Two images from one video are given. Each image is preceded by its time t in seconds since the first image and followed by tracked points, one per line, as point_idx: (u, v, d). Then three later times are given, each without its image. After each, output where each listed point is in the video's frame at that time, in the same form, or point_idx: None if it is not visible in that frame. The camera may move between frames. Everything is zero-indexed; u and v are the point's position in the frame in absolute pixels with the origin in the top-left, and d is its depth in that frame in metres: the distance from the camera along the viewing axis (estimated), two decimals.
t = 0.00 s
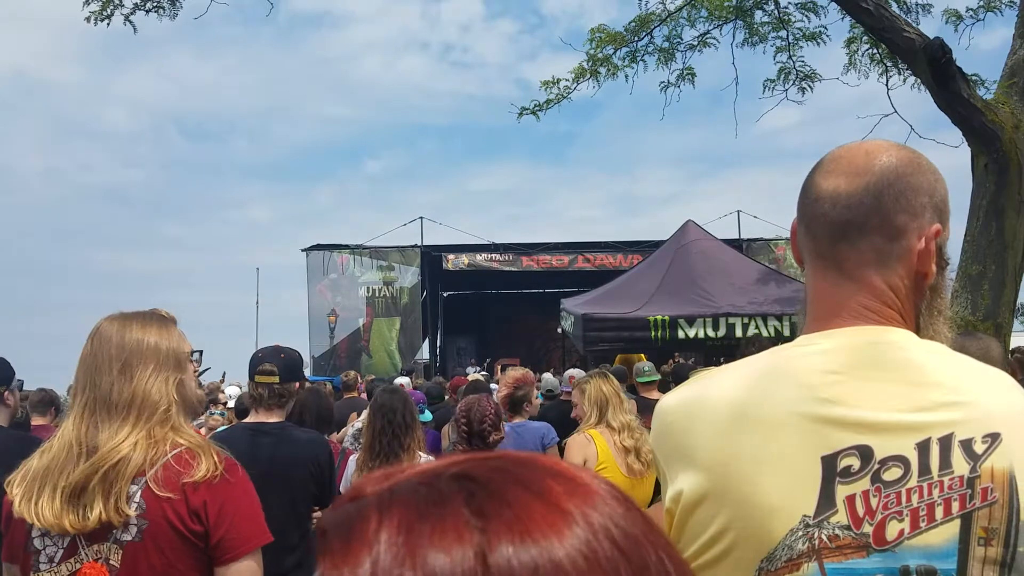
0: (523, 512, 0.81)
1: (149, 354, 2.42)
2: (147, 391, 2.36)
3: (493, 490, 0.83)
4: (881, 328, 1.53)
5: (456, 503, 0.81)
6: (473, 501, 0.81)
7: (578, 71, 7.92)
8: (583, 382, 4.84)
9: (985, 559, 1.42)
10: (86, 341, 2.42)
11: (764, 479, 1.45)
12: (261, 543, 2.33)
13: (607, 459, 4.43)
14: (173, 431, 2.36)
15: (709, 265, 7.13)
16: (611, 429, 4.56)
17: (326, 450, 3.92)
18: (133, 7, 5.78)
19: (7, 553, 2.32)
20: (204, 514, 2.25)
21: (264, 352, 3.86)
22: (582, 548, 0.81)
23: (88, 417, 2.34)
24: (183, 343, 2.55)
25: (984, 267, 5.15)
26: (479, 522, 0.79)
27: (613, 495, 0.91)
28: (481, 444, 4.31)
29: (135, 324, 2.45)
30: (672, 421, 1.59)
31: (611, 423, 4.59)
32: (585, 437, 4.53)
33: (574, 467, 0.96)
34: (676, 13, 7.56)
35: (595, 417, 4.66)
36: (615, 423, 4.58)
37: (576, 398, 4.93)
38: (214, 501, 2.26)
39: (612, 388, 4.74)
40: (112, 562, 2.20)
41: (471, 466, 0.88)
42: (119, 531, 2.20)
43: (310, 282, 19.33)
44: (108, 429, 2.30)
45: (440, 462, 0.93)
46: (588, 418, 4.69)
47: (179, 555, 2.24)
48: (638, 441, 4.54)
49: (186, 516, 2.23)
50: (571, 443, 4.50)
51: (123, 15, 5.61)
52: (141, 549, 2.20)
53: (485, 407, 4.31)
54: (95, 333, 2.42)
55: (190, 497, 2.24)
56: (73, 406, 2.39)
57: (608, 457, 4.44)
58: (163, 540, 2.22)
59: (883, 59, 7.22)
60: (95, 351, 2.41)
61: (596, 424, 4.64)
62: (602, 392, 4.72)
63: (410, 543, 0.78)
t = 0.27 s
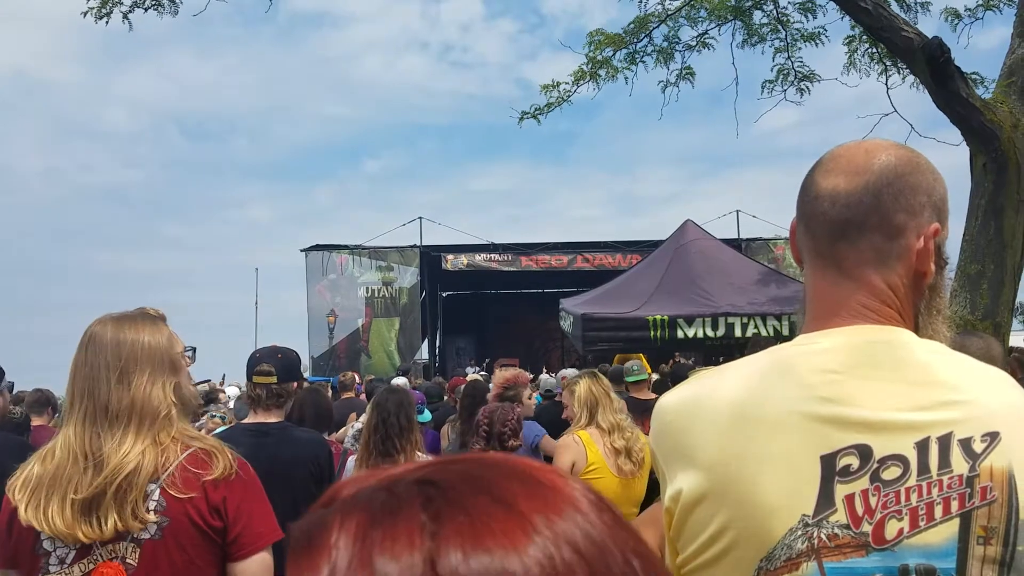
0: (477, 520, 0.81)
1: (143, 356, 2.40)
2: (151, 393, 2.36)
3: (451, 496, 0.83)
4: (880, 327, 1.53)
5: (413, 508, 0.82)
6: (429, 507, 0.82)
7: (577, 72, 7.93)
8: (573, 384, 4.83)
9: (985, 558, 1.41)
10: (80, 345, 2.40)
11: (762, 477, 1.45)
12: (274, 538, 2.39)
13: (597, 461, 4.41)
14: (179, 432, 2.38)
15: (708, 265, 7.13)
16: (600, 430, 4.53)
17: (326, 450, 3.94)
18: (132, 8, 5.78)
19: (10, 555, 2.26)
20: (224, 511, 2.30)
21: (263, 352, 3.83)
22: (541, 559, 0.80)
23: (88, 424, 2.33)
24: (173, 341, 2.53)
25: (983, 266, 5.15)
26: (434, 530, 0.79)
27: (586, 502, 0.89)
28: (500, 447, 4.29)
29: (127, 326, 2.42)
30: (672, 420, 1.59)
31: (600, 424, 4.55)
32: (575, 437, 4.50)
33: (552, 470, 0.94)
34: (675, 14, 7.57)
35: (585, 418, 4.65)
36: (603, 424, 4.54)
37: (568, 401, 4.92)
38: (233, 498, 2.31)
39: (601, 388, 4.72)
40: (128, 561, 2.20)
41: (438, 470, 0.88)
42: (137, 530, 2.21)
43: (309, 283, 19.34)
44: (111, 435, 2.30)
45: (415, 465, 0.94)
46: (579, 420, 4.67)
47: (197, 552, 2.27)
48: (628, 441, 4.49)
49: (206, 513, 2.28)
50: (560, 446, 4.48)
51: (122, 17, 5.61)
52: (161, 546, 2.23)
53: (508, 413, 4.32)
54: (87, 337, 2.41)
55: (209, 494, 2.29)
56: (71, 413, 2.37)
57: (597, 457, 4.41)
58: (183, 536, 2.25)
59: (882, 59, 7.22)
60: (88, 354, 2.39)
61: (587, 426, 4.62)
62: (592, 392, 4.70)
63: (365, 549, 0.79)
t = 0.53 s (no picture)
0: (458, 526, 0.81)
1: (147, 356, 2.40)
2: (157, 393, 2.36)
3: (431, 504, 0.82)
4: (878, 331, 1.53)
5: (392, 517, 0.81)
6: (409, 515, 0.81)
7: (574, 75, 7.93)
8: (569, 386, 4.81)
9: (982, 561, 1.41)
10: (81, 346, 2.39)
11: (758, 480, 1.45)
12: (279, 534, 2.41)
13: (593, 467, 4.39)
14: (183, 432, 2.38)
15: (706, 268, 7.13)
16: (595, 434, 4.53)
17: (324, 454, 3.93)
18: (129, 11, 5.78)
19: (11, 559, 2.23)
20: (232, 508, 2.31)
21: (257, 356, 3.83)
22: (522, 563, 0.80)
23: (92, 421, 2.31)
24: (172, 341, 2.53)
25: (981, 269, 5.16)
26: (413, 537, 0.79)
27: (566, 507, 0.90)
28: (490, 455, 4.30)
29: (129, 327, 2.42)
30: (670, 423, 1.59)
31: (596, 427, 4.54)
32: (569, 442, 4.47)
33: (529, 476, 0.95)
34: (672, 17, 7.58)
35: (580, 421, 4.62)
36: (598, 428, 4.53)
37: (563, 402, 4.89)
38: (241, 495, 2.33)
39: (596, 391, 4.69)
40: (138, 561, 2.20)
41: (417, 479, 0.88)
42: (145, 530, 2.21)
43: (307, 286, 19.32)
44: (116, 433, 2.29)
45: (393, 474, 0.94)
46: (574, 423, 4.64)
47: (205, 549, 2.28)
48: (622, 445, 4.50)
49: (214, 511, 2.29)
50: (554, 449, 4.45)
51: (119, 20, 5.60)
52: (170, 545, 2.23)
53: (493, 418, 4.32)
54: (87, 340, 2.40)
55: (217, 492, 2.30)
56: (72, 413, 2.34)
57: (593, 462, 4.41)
58: (192, 534, 2.26)
59: (879, 62, 7.23)
60: (90, 354, 2.37)
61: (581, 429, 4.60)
62: (586, 395, 4.67)
63: (342, 559, 0.79)
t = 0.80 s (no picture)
0: (394, 551, 0.80)
1: (158, 371, 2.46)
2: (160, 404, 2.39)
3: (367, 526, 0.82)
4: (871, 338, 1.54)
5: (330, 534, 0.82)
6: (344, 536, 0.81)
7: (569, 78, 7.94)
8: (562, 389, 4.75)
9: (975, 569, 1.42)
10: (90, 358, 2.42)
11: (750, 488, 1.46)
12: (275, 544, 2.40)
13: (584, 471, 4.40)
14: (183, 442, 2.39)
15: (701, 271, 7.15)
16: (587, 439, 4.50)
17: (317, 459, 3.90)
18: (124, 15, 5.77)
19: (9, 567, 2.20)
20: (227, 519, 2.30)
21: (247, 362, 3.83)
22: None
23: (95, 426, 2.32)
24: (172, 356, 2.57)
25: (975, 273, 5.19)
26: (347, 555, 0.79)
27: (526, 542, 0.87)
28: (487, 462, 4.29)
29: (140, 347, 2.47)
30: (663, 430, 1.59)
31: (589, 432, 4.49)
32: (562, 447, 4.47)
33: (501, 500, 0.93)
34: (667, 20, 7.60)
35: (573, 426, 4.57)
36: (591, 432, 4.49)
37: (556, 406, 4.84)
38: (236, 506, 2.32)
39: (590, 395, 4.63)
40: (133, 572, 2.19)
41: (371, 495, 0.89)
42: (142, 540, 2.21)
43: (303, 290, 19.28)
44: (119, 436, 2.30)
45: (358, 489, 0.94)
46: (566, 427, 4.58)
47: (200, 561, 2.27)
48: (615, 452, 4.48)
49: (209, 522, 2.28)
50: (547, 455, 4.45)
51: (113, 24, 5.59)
52: (166, 556, 2.22)
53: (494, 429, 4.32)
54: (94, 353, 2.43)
55: (213, 503, 2.29)
56: (74, 420, 2.34)
57: (585, 468, 4.41)
58: (187, 545, 2.25)
59: (873, 65, 7.26)
60: (98, 366, 2.41)
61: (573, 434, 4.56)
62: (580, 400, 4.61)
63: None
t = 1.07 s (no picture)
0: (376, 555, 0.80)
1: (149, 370, 2.40)
2: (154, 406, 2.37)
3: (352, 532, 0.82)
4: (858, 343, 1.55)
5: (316, 542, 0.82)
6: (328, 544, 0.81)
7: (561, 81, 7.96)
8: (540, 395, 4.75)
9: (963, 572, 1.42)
10: (79, 355, 2.38)
11: (737, 492, 1.46)
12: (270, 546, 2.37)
13: (570, 469, 4.41)
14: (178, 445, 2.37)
15: (693, 274, 7.17)
16: (571, 439, 4.49)
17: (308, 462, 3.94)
18: (116, 17, 5.77)
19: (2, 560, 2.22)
20: (222, 519, 2.28)
21: (232, 368, 3.80)
22: None
23: (88, 435, 2.30)
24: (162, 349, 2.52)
25: (965, 276, 5.22)
26: (329, 561, 0.79)
27: (508, 548, 0.88)
28: (479, 460, 4.28)
29: (126, 337, 2.41)
30: (651, 435, 1.59)
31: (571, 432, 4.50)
32: (546, 449, 4.47)
33: (481, 506, 0.94)
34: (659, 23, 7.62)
35: (556, 428, 4.58)
36: (574, 432, 4.49)
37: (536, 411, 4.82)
38: (230, 506, 2.30)
39: (570, 398, 4.64)
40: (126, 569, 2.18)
41: (353, 501, 0.88)
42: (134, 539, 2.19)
43: (295, 292, 19.24)
44: (114, 446, 2.29)
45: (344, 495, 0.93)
46: (549, 429, 4.60)
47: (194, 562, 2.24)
48: (600, 449, 4.49)
49: (204, 521, 2.26)
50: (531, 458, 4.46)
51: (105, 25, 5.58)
52: (159, 555, 2.21)
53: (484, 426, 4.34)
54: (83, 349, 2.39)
55: (207, 504, 2.27)
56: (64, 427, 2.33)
57: (569, 466, 4.42)
58: (181, 544, 2.23)
59: (863, 69, 7.30)
60: (88, 364, 2.36)
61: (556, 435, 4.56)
62: (561, 403, 4.62)
63: None
